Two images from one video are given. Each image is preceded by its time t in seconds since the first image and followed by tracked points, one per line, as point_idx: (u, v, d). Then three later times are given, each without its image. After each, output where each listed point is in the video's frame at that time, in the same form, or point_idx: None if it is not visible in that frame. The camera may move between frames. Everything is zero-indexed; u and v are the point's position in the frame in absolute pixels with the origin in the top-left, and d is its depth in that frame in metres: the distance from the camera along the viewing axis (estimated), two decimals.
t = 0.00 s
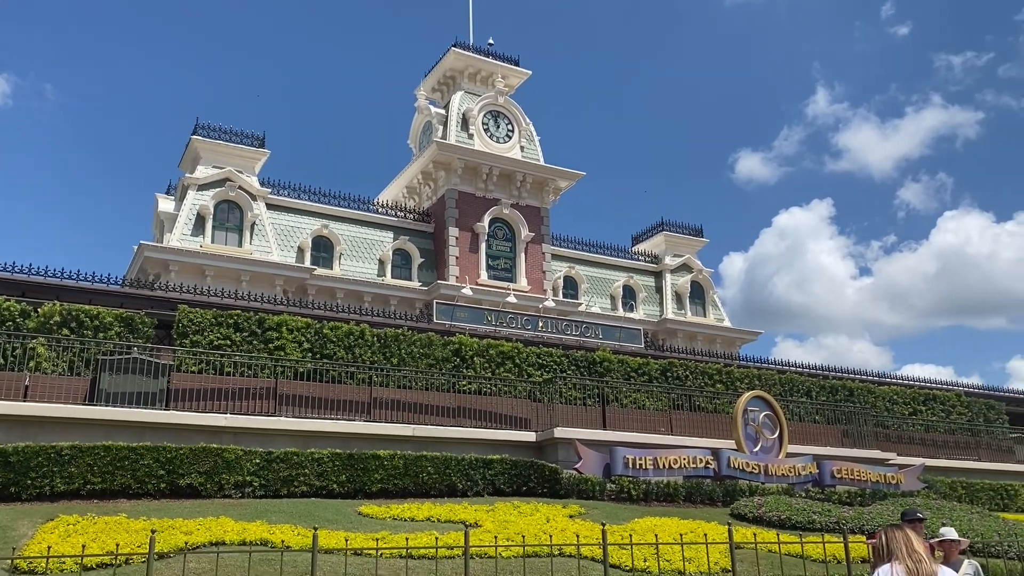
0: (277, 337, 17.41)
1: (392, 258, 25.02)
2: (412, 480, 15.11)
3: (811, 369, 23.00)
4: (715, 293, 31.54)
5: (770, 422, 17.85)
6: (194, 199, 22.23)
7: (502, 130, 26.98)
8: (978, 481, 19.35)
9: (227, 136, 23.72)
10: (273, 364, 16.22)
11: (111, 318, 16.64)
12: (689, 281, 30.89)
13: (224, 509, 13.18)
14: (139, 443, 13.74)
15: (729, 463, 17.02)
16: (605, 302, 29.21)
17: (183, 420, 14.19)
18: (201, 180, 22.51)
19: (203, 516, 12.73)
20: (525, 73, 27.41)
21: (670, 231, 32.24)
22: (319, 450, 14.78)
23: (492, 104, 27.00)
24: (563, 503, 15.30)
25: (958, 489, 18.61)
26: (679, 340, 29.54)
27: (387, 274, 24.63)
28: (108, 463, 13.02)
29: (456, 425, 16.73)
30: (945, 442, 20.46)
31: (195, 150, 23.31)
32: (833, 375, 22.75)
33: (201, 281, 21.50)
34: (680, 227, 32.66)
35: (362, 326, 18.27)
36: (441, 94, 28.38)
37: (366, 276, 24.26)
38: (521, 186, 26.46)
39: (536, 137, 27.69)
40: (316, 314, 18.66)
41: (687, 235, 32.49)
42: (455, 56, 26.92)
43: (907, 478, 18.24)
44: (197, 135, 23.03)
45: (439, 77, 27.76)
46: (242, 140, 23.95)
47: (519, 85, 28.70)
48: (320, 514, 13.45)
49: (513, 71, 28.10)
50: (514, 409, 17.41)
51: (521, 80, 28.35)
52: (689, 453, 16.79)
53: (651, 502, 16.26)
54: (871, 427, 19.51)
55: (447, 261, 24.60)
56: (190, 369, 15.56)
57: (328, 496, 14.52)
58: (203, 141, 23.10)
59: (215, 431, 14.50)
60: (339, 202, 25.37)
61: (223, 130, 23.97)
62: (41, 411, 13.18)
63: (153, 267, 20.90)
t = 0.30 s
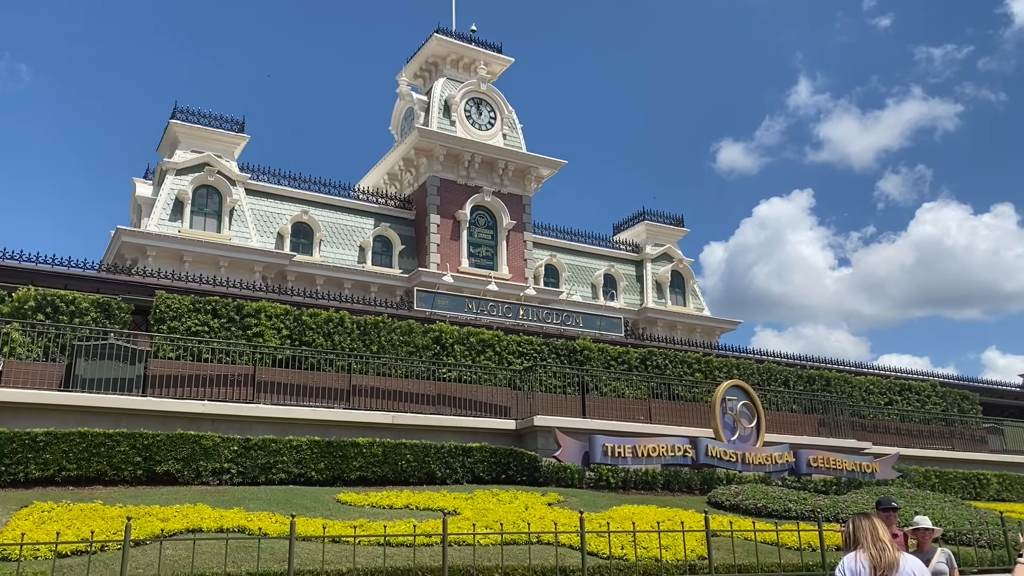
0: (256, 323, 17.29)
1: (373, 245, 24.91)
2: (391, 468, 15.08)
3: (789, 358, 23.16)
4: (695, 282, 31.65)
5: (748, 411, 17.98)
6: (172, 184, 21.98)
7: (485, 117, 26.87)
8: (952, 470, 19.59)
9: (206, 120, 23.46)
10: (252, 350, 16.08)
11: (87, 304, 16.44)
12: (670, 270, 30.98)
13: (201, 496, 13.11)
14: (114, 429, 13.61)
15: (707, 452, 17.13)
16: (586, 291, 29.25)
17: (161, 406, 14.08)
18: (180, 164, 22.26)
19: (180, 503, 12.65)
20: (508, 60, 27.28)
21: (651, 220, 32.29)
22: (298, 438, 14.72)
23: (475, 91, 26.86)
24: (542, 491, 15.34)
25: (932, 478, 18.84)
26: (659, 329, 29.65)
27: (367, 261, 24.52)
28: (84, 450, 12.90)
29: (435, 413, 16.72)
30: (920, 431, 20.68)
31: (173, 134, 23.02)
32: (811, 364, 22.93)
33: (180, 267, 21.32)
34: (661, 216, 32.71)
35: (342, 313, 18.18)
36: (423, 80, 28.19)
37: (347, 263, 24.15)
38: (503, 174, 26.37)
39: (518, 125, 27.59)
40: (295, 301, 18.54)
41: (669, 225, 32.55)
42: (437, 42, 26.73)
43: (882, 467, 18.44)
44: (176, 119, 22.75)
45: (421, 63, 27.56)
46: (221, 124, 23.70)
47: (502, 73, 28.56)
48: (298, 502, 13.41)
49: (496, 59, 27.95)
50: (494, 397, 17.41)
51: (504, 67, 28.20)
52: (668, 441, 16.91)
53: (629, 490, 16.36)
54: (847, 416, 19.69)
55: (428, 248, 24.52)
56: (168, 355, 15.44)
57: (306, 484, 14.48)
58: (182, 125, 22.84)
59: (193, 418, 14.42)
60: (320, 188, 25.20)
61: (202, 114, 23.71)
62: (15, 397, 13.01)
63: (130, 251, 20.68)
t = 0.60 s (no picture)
0: (234, 315, 17.16)
1: (353, 237, 24.81)
2: (369, 461, 15.05)
3: (766, 353, 23.32)
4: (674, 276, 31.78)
5: (725, 405, 18.12)
6: (150, 174, 21.77)
7: (466, 110, 26.79)
8: (925, 464, 19.83)
9: (185, 110, 23.24)
10: (229, 342, 15.92)
11: (62, 294, 16.24)
12: (650, 264, 31.09)
13: (177, 489, 13.02)
14: (89, 421, 13.49)
15: (685, 446, 17.22)
16: (566, 285, 29.29)
17: (137, 398, 13.96)
18: (158, 154, 22.03)
19: (156, 495, 12.56)
20: (490, 53, 27.21)
21: (631, 214, 32.37)
22: (276, 430, 14.66)
23: (456, 84, 26.78)
24: (520, 484, 15.38)
25: (906, 472, 19.07)
26: (638, 323, 29.76)
27: (347, 253, 24.42)
28: (58, 442, 12.78)
29: (414, 406, 16.69)
30: (895, 426, 20.91)
31: (151, 124, 22.78)
32: (788, 359, 23.11)
33: (157, 258, 21.15)
34: (642, 211, 32.81)
35: (321, 306, 18.08)
36: (404, 72, 28.05)
37: (326, 255, 24.04)
38: (484, 167, 26.33)
39: (500, 118, 27.55)
40: (274, 293, 18.43)
41: (649, 220, 32.64)
42: (419, 34, 26.60)
43: (857, 461, 18.63)
44: (154, 109, 22.51)
45: (402, 55, 27.43)
46: (200, 114, 23.47)
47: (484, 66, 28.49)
48: (275, 494, 13.36)
49: (478, 52, 27.88)
50: (474, 391, 17.41)
51: (486, 60, 28.13)
52: (647, 434, 17.00)
53: (607, 483, 16.43)
54: (823, 411, 19.88)
55: (408, 241, 24.45)
56: (144, 346, 15.25)
57: (284, 477, 14.43)
58: (160, 114, 22.60)
59: (169, 410, 14.31)
60: (300, 179, 25.05)
61: (181, 103, 23.47)
62: None
63: (107, 242, 20.47)
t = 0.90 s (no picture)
0: (212, 312, 17.04)
1: (333, 234, 24.70)
2: (348, 459, 15.00)
3: (745, 353, 23.48)
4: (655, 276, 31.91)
5: (704, 404, 18.24)
6: (128, 168, 21.56)
7: (448, 108, 26.75)
8: (900, 463, 20.05)
9: (164, 105, 23.03)
10: (207, 339, 15.79)
11: (37, 290, 16.04)
12: (630, 264, 31.20)
13: (154, 487, 12.91)
14: (64, 418, 13.34)
15: (664, 444, 17.28)
16: (547, 283, 29.33)
17: (113, 395, 13.83)
18: (136, 148, 21.82)
19: (131, 493, 12.45)
20: (473, 51, 27.17)
21: (612, 214, 32.46)
22: (254, 428, 14.57)
23: (438, 82, 26.73)
24: (500, 482, 15.38)
25: (881, 471, 19.27)
26: (619, 322, 29.86)
27: (327, 250, 24.33)
28: (32, 439, 12.64)
29: (393, 404, 16.64)
30: (871, 426, 21.12)
31: (129, 118, 22.55)
32: (766, 359, 23.28)
33: (134, 254, 20.96)
34: (623, 210, 32.91)
35: (300, 303, 17.99)
36: (386, 69, 27.96)
37: (306, 251, 23.93)
38: (465, 165, 26.32)
39: (482, 116, 27.53)
40: (253, 290, 18.31)
41: (630, 219, 32.75)
42: (400, 31, 26.53)
43: (833, 460, 18.80)
44: (132, 103, 22.29)
45: (384, 52, 27.34)
46: (179, 109, 23.28)
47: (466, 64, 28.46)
48: (253, 492, 13.28)
49: (460, 49, 27.85)
50: (453, 389, 17.41)
51: (468, 58, 28.10)
52: (626, 433, 17.04)
53: (586, 481, 16.50)
54: (800, 410, 20.05)
55: (389, 238, 24.38)
56: (121, 343, 15.07)
57: (262, 474, 14.34)
58: (138, 109, 22.38)
59: (146, 407, 14.19)
60: (281, 175, 24.92)
61: (160, 98, 23.26)
62: None
63: (83, 237, 20.26)
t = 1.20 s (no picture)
0: (191, 314, 16.89)
1: (314, 236, 24.61)
2: (327, 462, 14.92)
3: (725, 357, 23.59)
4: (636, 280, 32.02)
5: (684, 408, 18.28)
6: (107, 169, 21.37)
7: (431, 111, 26.74)
8: (878, 468, 20.21)
9: (144, 105, 22.87)
10: (186, 341, 15.67)
11: (13, 291, 15.84)
12: (612, 268, 31.29)
13: (130, 490, 12.79)
14: (40, 421, 13.19)
15: (644, 448, 17.34)
16: (529, 287, 29.35)
17: (90, 397, 13.68)
18: (116, 149, 21.64)
19: (107, 496, 12.31)
20: (456, 55, 27.19)
21: (595, 218, 32.55)
22: (232, 431, 14.46)
23: (421, 85, 26.72)
24: (480, 486, 15.35)
25: (859, 476, 19.41)
26: (600, 326, 29.92)
27: (308, 253, 24.23)
28: (7, 442, 12.48)
29: (374, 407, 16.57)
30: (849, 430, 21.29)
31: (109, 118, 22.37)
32: (746, 363, 23.40)
33: (113, 255, 20.79)
34: (605, 215, 33.00)
35: (280, 305, 17.90)
36: (368, 72, 27.91)
37: (287, 254, 23.83)
38: (448, 168, 26.32)
39: (465, 120, 27.54)
40: (232, 292, 18.21)
41: (612, 223, 32.84)
42: (384, 34, 26.49)
43: (812, 464, 18.93)
44: (112, 103, 22.11)
45: (367, 55, 27.29)
46: (159, 109, 23.12)
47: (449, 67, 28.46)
48: (231, 496, 13.18)
49: (443, 53, 27.85)
50: (434, 392, 17.38)
51: (451, 61, 28.11)
52: (607, 437, 17.05)
53: (567, 485, 16.54)
54: (780, 415, 20.18)
55: (371, 241, 24.32)
56: (98, 345, 14.92)
57: (240, 478, 14.23)
58: (118, 109, 22.20)
59: (123, 410, 14.05)
60: (262, 177, 24.80)
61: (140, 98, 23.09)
62: None
63: (61, 238, 20.07)
